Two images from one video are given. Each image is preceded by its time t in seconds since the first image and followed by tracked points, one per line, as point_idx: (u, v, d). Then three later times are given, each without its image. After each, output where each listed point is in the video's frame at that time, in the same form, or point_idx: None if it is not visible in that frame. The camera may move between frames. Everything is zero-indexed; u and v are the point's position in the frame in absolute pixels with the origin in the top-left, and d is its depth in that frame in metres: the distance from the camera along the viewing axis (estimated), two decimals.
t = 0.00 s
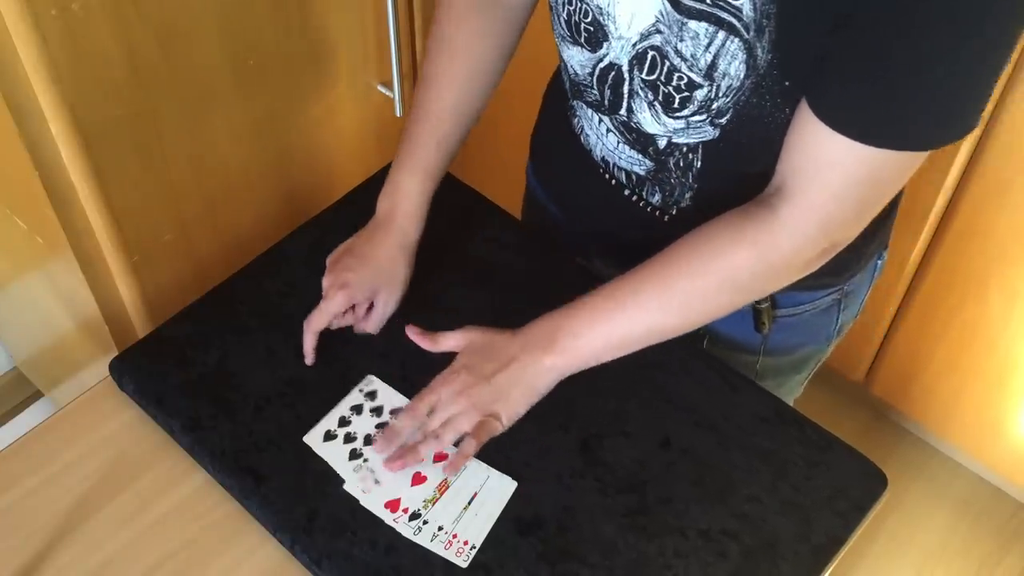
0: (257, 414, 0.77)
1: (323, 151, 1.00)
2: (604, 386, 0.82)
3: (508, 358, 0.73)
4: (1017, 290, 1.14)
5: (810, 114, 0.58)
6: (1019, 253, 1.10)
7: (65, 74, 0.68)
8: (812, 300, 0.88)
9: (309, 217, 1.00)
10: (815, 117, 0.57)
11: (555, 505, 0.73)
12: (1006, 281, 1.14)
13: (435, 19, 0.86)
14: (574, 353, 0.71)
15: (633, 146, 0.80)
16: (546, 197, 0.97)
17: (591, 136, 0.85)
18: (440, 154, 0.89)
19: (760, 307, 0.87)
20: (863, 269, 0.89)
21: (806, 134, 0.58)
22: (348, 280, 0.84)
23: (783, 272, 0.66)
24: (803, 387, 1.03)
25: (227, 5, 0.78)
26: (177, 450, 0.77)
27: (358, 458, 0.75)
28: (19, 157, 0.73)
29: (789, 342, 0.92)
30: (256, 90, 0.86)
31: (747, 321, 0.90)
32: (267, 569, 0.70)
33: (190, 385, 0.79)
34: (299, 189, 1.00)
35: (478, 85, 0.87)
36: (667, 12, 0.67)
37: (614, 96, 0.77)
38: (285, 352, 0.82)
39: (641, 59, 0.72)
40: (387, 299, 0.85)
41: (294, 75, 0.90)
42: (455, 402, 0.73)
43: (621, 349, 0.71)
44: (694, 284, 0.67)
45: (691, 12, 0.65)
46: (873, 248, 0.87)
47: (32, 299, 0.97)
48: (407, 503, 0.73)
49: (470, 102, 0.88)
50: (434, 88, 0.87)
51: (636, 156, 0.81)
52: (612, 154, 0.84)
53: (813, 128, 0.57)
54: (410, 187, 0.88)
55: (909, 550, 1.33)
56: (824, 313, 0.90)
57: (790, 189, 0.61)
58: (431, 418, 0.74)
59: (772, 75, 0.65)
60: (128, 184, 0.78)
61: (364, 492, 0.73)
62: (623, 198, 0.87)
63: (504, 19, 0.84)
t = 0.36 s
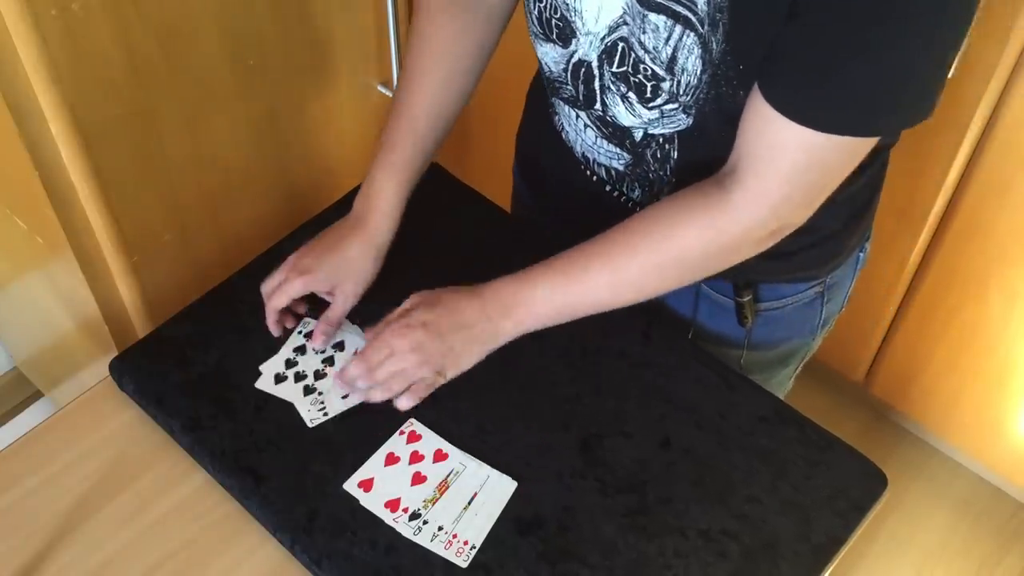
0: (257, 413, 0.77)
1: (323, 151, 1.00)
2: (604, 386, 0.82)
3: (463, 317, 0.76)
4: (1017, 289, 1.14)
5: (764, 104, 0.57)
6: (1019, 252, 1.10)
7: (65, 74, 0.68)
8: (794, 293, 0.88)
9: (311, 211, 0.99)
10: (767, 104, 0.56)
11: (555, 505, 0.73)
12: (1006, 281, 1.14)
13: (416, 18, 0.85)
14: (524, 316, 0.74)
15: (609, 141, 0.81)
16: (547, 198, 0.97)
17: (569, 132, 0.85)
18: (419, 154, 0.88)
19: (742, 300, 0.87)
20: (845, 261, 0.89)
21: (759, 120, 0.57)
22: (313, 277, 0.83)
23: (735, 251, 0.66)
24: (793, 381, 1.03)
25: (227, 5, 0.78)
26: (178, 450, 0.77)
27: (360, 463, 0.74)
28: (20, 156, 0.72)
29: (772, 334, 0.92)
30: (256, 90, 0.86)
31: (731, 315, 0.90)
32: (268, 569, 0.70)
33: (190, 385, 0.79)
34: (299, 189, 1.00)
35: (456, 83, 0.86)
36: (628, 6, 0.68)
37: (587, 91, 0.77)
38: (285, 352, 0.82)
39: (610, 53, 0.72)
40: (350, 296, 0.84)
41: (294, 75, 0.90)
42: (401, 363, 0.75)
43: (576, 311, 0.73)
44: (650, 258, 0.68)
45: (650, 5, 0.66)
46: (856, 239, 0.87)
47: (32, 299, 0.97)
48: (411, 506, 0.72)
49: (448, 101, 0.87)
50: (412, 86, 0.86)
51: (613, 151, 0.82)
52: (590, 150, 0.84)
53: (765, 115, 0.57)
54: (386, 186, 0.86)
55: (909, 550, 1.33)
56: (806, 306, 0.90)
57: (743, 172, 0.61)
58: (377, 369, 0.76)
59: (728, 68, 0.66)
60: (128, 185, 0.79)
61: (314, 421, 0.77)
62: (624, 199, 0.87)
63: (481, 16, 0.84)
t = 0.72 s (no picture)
0: (257, 413, 0.77)
1: (323, 151, 1.00)
2: (604, 386, 0.82)
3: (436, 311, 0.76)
4: (1017, 289, 1.14)
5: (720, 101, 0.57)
6: (1019, 253, 1.10)
7: (65, 74, 0.68)
8: (774, 290, 0.88)
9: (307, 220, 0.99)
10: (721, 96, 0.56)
11: (555, 505, 0.73)
12: (1006, 281, 1.14)
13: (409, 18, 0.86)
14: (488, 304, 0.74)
15: (588, 133, 0.81)
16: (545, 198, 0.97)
17: (555, 124, 0.85)
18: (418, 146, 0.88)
19: (720, 297, 0.87)
20: (825, 260, 0.89)
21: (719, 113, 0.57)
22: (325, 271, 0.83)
23: (686, 246, 0.66)
24: (782, 379, 1.03)
25: (226, 5, 0.78)
26: (178, 450, 0.77)
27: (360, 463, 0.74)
28: (20, 156, 0.72)
29: (753, 331, 0.92)
30: (256, 90, 0.86)
31: (710, 311, 0.90)
32: (268, 569, 0.70)
33: (190, 385, 0.79)
34: (299, 190, 1.00)
35: (444, 81, 0.87)
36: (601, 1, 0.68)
37: (567, 84, 0.77)
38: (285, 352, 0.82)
39: (586, 47, 0.72)
40: (363, 285, 0.85)
41: (294, 75, 0.90)
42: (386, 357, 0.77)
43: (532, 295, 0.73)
44: (603, 247, 0.67)
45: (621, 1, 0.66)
46: (837, 238, 0.87)
47: (32, 299, 0.97)
48: (410, 506, 0.72)
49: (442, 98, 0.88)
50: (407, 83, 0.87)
51: (593, 144, 0.82)
52: (572, 142, 0.84)
53: (721, 110, 0.56)
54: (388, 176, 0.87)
55: (909, 550, 1.33)
56: (786, 305, 0.90)
57: (697, 165, 0.60)
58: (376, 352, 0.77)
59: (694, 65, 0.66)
60: (129, 185, 0.79)
61: (314, 422, 0.77)
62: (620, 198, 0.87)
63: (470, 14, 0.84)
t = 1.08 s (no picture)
0: (257, 413, 0.77)
1: (323, 151, 1.00)
2: (604, 386, 0.82)
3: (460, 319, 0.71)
4: (1018, 290, 1.14)
5: (765, 95, 0.55)
6: (1020, 253, 1.10)
7: (65, 74, 0.68)
8: (785, 294, 0.88)
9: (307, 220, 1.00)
10: (765, 91, 0.55)
11: (556, 505, 0.73)
12: (1006, 281, 1.14)
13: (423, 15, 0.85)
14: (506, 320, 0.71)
15: (603, 129, 0.80)
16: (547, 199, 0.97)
17: (563, 120, 0.84)
18: (429, 141, 0.87)
19: (731, 299, 0.88)
20: (837, 265, 0.89)
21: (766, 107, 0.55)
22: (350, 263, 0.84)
23: (728, 248, 0.64)
24: (789, 381, 1.03)
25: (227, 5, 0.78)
26: (178, 450, 0.77)
27: (360, 463, 0.74)
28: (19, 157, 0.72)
29: (763, 335, 0.92)
30: (256, 90, 0.86)
31: (720, 314, 0.91)
32: (268, 569, 0.70)
33: (190, 385, 0.79)
34: (299, 190, 1.00)
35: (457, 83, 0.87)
36: None
37: (580, 77, 0.77)
38: (285, 353, 0.82)
39: (600, 40, 0.72)
40: (383, 272, 0.85)
41: (294, 75, 0.90)
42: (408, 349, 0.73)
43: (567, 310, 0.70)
44: (647, 254, 0.65)
45: None
46: (848, 243, 0.87)
47: (32, 299, 0.97)
48: (411, 506, 0.72)
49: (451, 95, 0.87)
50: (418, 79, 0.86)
51: (606, 140, 0.81)
52: (583, 139, 0.83)
53: (766, 103, 0.55)
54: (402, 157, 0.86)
55: (909, 550, 1.33)
56: (797, 309, 0.90)
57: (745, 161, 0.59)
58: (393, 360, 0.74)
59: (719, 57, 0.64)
60: (129, 185, 0.79)
61: (314, 421, 0.77)
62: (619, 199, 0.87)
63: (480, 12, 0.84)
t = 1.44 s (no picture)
0: (257, 413, 0.77)
1: (323, 152, 1.00)
2: (604, 386, 0.82)
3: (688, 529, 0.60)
4: (1018, 289, 1.14)
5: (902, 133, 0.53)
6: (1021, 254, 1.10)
7: (65, 74, 0.68)
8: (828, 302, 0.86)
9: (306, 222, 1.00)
10: (902, 127, 0.53)
11: (555, 505, 0.73)
12: (1006, 281, 1.14)
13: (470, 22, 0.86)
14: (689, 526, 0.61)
15: (658, 142, 0.77)
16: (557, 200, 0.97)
17: (609, 135, 0.82)
18: (476, 149, 0.88)
19: (777, 309, 0.85)
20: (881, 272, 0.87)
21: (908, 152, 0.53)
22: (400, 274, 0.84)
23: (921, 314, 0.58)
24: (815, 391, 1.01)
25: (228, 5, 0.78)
26: (178, 451, 0.77)
27: (360, 463, 0.75)
28: (19, 157, 0.72)
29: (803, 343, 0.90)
30: (257, 90, 0.86)
31: (762, 323, 0.88)
32: (268, 569, 0.70)
33: (190, 385, 0.79)
34: (299, 189, 1.00)
35: (501, 86, 0.87)
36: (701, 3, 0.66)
37: (642, 89, 0.74)
38: (285, 353, 0.82)
39: (669, 53, 0.70)
40: (430, 284, 0.85)
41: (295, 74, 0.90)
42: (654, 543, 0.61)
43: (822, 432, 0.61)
44: (856, 363, 0.58)
45: None
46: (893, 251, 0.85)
47: (32, 298, 0.97)
48: (410, 505, 0.73)
49: (498, 103, 0.87)
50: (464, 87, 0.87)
51: (659, 154, 0.78)
52: (630, 153, 0.81)
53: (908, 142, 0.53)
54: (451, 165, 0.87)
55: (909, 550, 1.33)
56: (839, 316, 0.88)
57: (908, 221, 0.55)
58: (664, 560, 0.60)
59: (808, 64, 0.64)
60: (128, 186, 0.79)
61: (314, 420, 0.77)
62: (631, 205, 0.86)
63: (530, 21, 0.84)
